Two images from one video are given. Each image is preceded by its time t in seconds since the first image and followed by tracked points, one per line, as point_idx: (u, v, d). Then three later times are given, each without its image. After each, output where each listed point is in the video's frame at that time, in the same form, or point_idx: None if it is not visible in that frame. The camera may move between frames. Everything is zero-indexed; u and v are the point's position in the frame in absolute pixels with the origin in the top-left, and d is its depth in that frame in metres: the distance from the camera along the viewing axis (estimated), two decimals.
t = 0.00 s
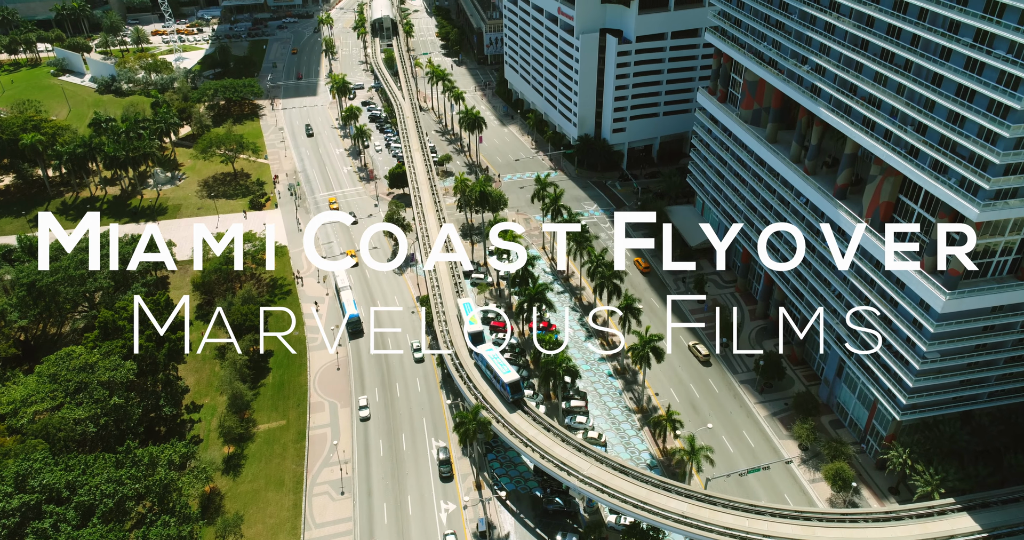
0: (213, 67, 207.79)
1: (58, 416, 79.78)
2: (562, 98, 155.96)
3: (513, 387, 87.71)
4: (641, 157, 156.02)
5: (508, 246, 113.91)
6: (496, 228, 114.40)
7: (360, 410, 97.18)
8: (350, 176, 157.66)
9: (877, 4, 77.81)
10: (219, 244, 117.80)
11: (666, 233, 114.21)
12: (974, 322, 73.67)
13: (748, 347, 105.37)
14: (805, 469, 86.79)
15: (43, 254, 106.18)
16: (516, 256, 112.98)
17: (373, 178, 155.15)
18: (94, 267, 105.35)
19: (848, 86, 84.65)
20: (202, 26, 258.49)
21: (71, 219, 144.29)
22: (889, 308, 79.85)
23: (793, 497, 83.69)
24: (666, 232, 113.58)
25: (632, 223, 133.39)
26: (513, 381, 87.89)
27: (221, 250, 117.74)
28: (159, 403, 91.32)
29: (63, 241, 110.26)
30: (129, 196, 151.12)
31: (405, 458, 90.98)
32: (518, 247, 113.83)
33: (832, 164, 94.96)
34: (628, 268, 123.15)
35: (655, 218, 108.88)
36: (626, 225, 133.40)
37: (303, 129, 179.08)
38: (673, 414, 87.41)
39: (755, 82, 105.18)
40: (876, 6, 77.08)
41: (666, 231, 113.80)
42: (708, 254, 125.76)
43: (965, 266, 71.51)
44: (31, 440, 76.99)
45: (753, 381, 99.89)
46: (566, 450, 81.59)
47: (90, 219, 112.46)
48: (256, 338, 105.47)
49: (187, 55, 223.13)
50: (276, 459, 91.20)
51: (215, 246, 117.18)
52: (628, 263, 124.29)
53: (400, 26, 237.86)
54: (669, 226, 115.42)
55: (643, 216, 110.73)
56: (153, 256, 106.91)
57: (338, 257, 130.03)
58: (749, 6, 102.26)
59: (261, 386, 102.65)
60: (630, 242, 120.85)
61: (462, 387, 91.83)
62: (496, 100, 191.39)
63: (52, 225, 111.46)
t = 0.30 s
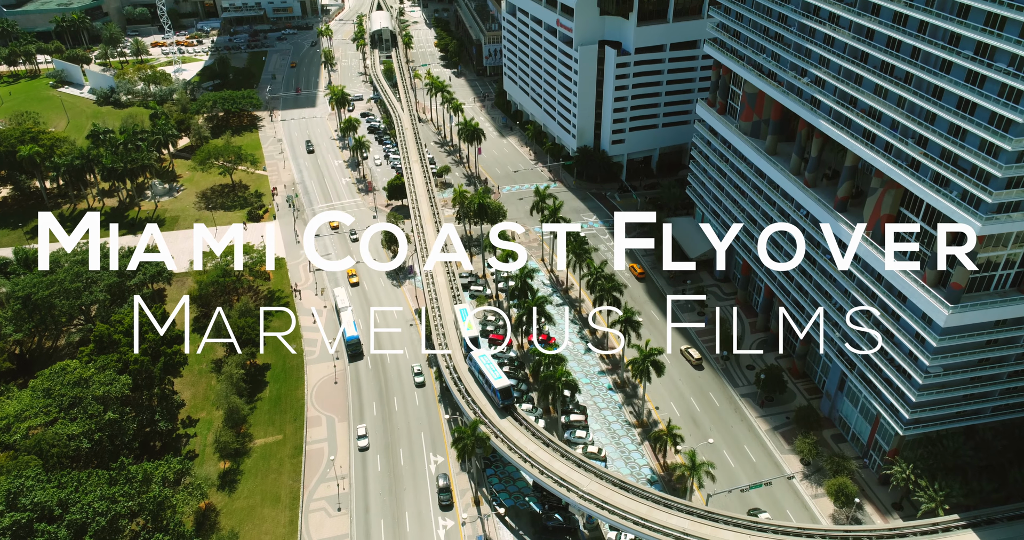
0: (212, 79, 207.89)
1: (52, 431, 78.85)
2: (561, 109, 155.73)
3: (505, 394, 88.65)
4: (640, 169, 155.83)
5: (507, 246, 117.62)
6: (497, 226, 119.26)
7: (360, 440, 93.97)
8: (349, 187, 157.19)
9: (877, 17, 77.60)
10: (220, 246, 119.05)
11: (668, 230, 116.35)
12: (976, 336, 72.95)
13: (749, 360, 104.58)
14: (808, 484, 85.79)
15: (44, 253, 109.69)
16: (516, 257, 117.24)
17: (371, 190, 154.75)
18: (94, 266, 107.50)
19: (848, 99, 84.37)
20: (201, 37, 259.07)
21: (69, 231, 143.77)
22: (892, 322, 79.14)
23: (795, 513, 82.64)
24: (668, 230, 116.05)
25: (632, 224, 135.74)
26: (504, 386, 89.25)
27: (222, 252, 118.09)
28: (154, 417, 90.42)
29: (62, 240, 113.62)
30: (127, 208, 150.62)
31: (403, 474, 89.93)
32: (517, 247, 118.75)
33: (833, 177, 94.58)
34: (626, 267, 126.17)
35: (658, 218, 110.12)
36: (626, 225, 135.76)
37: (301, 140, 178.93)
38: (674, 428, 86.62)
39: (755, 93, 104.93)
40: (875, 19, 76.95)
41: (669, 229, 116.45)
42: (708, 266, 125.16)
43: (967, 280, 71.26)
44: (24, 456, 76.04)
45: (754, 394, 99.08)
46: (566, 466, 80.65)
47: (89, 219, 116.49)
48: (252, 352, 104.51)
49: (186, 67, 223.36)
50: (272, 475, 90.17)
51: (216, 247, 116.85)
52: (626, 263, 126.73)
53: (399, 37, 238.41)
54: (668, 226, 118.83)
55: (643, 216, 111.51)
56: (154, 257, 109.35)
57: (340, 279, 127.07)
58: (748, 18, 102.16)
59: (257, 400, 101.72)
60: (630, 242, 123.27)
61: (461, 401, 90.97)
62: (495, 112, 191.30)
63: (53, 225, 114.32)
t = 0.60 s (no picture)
0: (211, 90, 207.94)
1: (45, 447, 77.94)
2: (560, 121, 155.48)
3: (495, 400, 89.39)
4: (640, 180, 155.58)
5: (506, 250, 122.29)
6: (500, 228, 134.63)
7: (360, 471, 90.44)
8: (347, 199, 156.64)
9: (876, 30, 77.49)
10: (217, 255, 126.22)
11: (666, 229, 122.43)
12: (980, 350, 72.12)
13: (749, 373, 103.76)
14: (811, 500, 84.76)
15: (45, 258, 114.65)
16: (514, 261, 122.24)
17: (370, 202, 154.24)
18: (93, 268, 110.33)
19: (848, 111, 84.03)
20: (201, 49, 259.64)
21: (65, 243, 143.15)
22: (894, 335, 78.42)
23: (798, 529, 81.52)
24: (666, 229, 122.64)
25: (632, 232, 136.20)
26: (496, 393, 89.57)
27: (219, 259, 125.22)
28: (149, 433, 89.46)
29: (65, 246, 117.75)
30: (124, 220, 150.01)
31: (401, 489, 88.88)
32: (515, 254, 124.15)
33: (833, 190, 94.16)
34: (626, 279, 125.51)
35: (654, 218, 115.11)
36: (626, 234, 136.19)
37: (300, 152, 178.62)
38: (674, 444, 85.80)
39: (754, 106, 104.63)
40: (874, 32, 76.75)
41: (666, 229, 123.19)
42: (708, 279, 124.51)
43: (970, 294, 70.55)
44: (16, 473, 75.08)
45: (755, 408, 98.23)
46: (565, 482, 79.67)
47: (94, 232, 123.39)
48: (249, 366, 103.52)
49: (185, 79, 223.42)
50: (268, 491, 89.01)
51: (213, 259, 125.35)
52: (626, 270, 128.07)
53: (398, 49, 238.82)
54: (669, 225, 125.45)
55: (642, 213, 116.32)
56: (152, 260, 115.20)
57: (341, 299, 124.32)
58: (747, 30, 102.00)
59: (253, 414, 100.69)
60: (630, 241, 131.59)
61: (459, 416, 90.17)
62: (494, 123, 191.16)
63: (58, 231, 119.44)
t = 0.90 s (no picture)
0: (210, 101, 207.94)
1: (37, 464, 76.89)
2: (559, 132, 155.22)
3: (487, 404, 90.15)
4: (639, 192, 155.02)
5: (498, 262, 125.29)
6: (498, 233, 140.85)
7: (358, 503, 87.04)
8: (346, 210, 156.17)
9: (876, 42, 77.25)
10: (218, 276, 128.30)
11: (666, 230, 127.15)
12: (983, 365, 71.36)
13: (750, 387, 102.88)
14: (813, 517, 83.70)
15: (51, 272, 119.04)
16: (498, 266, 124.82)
17: (369, 213, 153.69)
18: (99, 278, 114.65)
19: (848, 124, 83.63)
20: (201, 60, 260.03)
21: (63, 255, 142.60)
22: (896, 350, 77.67)
23: None
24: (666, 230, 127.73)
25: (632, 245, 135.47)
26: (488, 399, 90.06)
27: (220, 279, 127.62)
28: (144, 448, 88.42)
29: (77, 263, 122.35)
30: (122, 232, 149.48)
31: (398, 505, 87.79)
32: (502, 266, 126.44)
33: (833, 202, 93.73)
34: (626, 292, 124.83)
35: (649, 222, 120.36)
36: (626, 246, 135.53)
37: (299, 163, 178.40)
38: (675, 459, 84.96)
39: (754, 118, 104.30)
40: (874, 44, 76.48)
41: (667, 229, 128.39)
42: (708, 291, 123.83)
43: (974, 308, 69.83)
44: (7, 490, 74.04)
45: (756, 422, 97.29)
46: (565, 498, 78.60)
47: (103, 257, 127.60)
48: (245, 380, 102.62)
49: (185, 90, 223.61)
50: (264, 507, 87.93)
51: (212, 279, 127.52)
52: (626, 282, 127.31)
53: (398, 60, 239.16)
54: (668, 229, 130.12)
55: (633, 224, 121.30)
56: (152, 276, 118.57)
57: (341, 320, 121.39)
58: (746, 42, 101.88)
59: (250, 429, 99.70)
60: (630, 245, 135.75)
61: (458, 431, 89.29)
62: (493, 134, 190.97)
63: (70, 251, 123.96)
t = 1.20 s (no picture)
0: (209, 113, 207.93)
1: (30, 480, 75.84)
2: (558, 143, 155.01)
3: (479, 410, 90.60)
4: (638, 203, 154.57)
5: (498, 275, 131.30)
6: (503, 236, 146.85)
7: (354, 538, 83.64)
8: (344, 222, 155.73)
9: (877, 55, 76.97)
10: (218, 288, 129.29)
11: (665, 233, 130.39)
12: (988, 380, 70.57)
13: (752, 400, 102.00)
14: (816, 533, 82.62)
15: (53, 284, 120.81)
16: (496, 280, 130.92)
17: (367, 225, 153.09)
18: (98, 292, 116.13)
19: (848, 136, 83.22)
20: (201, 72, 260.28)
21: (60, 267, 141.97)
22: (899, 364, 76.90)
23: None
24: (666, 231, 130.84)
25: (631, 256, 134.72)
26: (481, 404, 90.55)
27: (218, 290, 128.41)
28: (138, 463, 87.36)
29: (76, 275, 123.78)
30: (119, 244, 148.85)
31: (396, 521, 86.71)
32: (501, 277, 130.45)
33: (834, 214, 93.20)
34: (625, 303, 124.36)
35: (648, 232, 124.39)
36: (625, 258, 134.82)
37: (297, 175, 178.12)
38: (676, 474, 84.05)
39: (754, 129, 103.95)
40: (874, 57, 76.21)
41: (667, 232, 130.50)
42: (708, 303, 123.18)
43: (977, 322, 69.10)
44: None
45: (757, 436, 96.33)
46: (565, 515, 77.55)
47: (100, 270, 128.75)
48: (242, 394, 101.71)
49: (184, 101, 223.66)
50: (260, 523, 86.84)
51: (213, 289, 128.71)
52: (626, 294, 126.66)
53: (397, 72, 239.46)
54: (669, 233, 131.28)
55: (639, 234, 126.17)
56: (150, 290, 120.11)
57: (341, 341, 118.52)
58: (745, 54, 101.66)
59: (246, 443, 98.69)
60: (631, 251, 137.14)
61: (457, 446, 88.34)
62: (492, 145, 190.84)
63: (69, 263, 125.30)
